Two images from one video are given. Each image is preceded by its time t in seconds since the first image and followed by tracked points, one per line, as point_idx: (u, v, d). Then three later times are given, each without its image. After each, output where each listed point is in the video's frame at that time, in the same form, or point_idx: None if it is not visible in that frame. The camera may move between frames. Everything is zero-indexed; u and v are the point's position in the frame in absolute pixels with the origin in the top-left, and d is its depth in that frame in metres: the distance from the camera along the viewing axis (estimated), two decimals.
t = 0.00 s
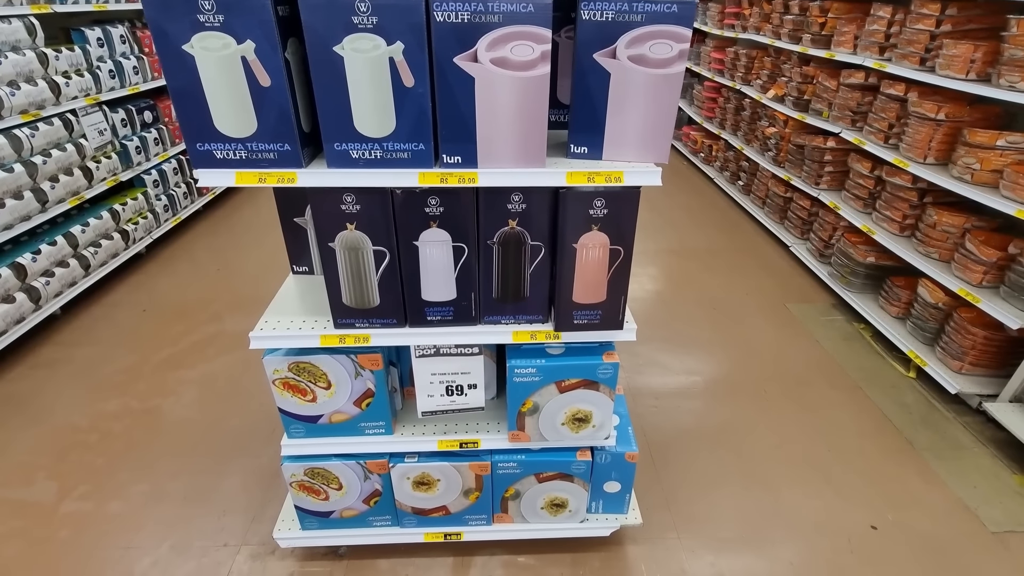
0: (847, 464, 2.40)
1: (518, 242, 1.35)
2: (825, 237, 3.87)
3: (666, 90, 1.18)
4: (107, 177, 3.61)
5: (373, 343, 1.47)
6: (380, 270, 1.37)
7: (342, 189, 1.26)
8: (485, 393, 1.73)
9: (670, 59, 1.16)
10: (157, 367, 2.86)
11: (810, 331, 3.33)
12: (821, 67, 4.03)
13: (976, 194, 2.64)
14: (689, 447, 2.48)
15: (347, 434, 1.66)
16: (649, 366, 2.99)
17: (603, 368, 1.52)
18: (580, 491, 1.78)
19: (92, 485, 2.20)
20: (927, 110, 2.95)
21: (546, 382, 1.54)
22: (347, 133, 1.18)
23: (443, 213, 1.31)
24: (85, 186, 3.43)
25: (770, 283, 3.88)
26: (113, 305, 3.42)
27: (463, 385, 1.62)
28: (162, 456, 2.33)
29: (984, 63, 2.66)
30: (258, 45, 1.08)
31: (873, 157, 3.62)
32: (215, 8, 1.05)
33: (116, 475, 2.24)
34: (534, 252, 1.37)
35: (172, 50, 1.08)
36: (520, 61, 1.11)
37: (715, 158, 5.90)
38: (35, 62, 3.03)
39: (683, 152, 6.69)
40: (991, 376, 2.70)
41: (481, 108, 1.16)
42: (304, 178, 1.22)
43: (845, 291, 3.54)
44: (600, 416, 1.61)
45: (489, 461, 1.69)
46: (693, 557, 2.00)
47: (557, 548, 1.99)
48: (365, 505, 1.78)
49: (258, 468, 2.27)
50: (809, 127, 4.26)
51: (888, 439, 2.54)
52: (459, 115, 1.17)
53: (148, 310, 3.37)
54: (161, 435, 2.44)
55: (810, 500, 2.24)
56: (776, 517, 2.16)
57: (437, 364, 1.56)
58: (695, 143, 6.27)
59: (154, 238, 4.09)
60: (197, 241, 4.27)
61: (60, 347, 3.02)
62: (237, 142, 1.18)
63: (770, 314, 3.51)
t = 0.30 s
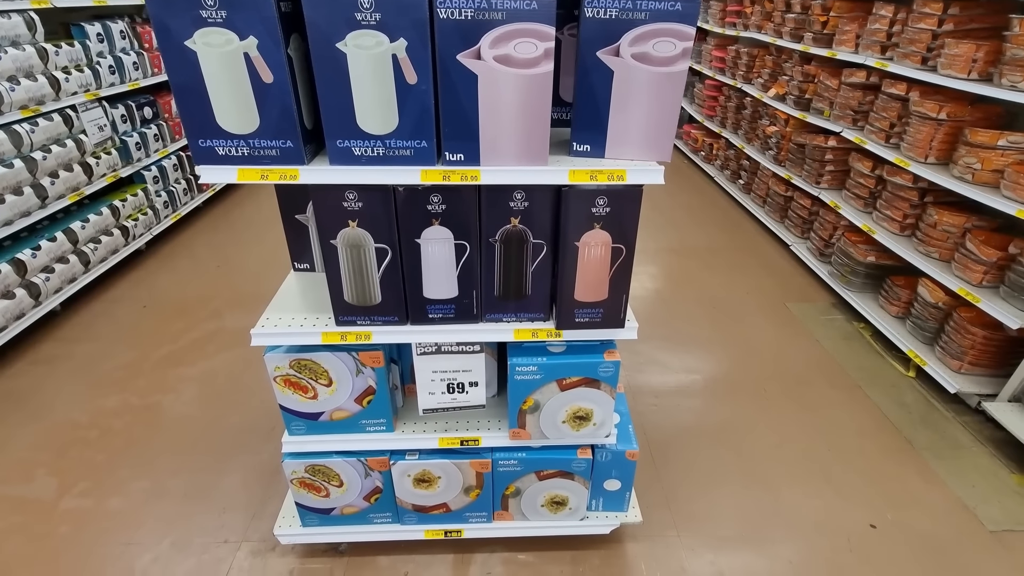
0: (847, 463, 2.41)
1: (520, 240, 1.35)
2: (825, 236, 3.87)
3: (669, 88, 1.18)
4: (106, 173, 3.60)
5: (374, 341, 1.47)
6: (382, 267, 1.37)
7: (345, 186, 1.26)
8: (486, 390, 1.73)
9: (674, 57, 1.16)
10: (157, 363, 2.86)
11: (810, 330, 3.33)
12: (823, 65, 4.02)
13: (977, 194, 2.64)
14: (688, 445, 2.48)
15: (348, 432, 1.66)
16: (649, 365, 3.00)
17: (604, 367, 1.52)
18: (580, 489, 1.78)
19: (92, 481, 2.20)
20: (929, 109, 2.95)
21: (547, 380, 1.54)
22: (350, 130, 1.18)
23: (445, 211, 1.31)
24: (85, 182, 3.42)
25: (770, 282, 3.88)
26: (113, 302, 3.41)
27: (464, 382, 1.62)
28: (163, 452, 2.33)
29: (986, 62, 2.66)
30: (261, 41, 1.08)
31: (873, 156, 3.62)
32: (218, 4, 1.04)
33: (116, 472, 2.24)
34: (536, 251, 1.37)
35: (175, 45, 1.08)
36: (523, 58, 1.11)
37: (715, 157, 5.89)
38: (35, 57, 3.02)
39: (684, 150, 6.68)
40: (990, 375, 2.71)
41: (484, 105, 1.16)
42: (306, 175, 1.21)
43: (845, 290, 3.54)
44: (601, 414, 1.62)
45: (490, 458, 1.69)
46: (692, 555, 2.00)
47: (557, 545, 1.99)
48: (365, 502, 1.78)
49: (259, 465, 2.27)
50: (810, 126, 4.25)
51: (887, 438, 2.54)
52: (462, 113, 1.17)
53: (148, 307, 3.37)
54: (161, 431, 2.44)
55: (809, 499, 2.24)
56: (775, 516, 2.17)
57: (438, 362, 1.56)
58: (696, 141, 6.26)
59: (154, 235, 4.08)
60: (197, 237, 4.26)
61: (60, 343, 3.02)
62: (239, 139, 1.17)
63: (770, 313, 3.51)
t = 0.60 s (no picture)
0: (846, 462, 2.41)
1: (522, 238, 1.35)
2: (825, 236, 3.87)
3: (672, 87, 1.18)
4: (106, 168, 3.59)
5: (375, 338, 1.47)
6: (383, 264, 1.36)
7: (346, 182, 1.26)
8: (487, 388, 1.73)
9: (677, 56, 1.16)
10: (156, 359, 2.85)
11: (809, 330, 3.34)
12: (824, 65, 4.02)
13: (978, 195, 2.64)
14: (687, 443, 2.49)
15: (348, 428, 1.66)
16: (648, 363, 3.00)
17: (605, 365, 1.52)
18: (580, 487, 1.78)
19: (92, 476, 2.20)
20: (930, 110, 2.95)
21: (548, 378, 1.54)
22: (352, 126, 1.18)
23: (447, 208, 1.31)
24: (85, 177, 3.42)
25: (770, 282, 3.89)
26: (113, 297, 3.41)
27: (464, 380, 1.62)
28: (163, 448, 2.33)
29: (988, 63, 2.66)
30: (263, 36, 1.07)
31: (874, 156, 3.62)
32: None
33: (115, 467, 2.24)
34: (538, 249, 1.37)
35: (176, 40, 1.07)
36: (526, 55, 1.11)
37: (716, 156, 5.89)
38: (35, 51, 3.01)
39: (685, 149, 6.68)
40: (989, 376, 2.71)
41: (487, 102, 1.16)
42: (308, 171, 1.21)
43: (845, 290, 3.54)
44: (601, 413, 1.62)
45: (490, 456, 1.69)
46: (691, 552, 2.01)
47: (557, 543, 1.99)
48: (365, 498, 1.78)
49: (259, 461, 2.27)
50: (812, 126, 4.25)
51: (885, 438, 2.55)
52: (465, 111, 1.17)
53: (148, 303, 3.36)
54: (161, 427, 2.44)
55: (807, 498, 2.24)
56: (774, 514, 2.17)
57: (439, 359, 1.56)
58: (697, 140, 6.26)
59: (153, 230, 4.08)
60: (197, 233, 4.26)
61: (59, 338, 3.02)
62: (241, 135, 1.17)
63: (769, 312, 3.51)
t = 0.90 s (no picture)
0: (850, 462, 2.39)
1: (526, 232, 1.33)
2: (830, 234, 3.83)
3: (683, 77, 1.14)
4: (105, 159, 3.55)
5: (376, 332, 1.44)
6: (385, 257, 1.33)
7: (347, 172, 1.23)
8: (489, 384, 1.70)
9: (689, 45, 1.12)
10: (155, 351, 2.83)
11: (813, 328, 3.31)
12: (831, 61, 3.98)
13: (986, 192, 2.61)
14: (690, 441, 2.47)
15: (348, 424, 1.64)
16: (651, 360, 2.97)
17: (610, 362, 1.50)
18: (582, 485, 1.76)
19: (89, 469, 2.18)
20: (939, 106, 2.91)
21: (552, 375, 1.51)
22: (353, 115, 1.15)
23: (450, 200, 1.28)
24: (83, 167, 3.38)
25: (774, 279, 3.86)
26: (111, 289, 3.38)
27: (466, 376, 1.59)
28: (160, 441, 2.31)
29: (999, 59, 2.61)
30: (263, 20, 1.04)
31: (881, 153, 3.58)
32: None
33: (112, 460, 2.22)
34: (542, 243, 1.34)
35: (173, 24, 1.04)
36: (534, 43, 1.07)
37: (720, 152, 5.85)
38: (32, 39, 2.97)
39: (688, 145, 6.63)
40: (994, 375, 2.69)
41: (492, 91, 1.12)
42: (308, 161, 1.18)
43: (850, 288, 3.51)
44: (605, 410, 1.59)
45: (492, 453, 1.67)
46: (694, 551, 1.99)
47: (558, 541, 1.97)
48: (365, 495, 1.76)
49: (257, 455, 2.25)
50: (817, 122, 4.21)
51: (890, 437, 2.52)
52: (470, 100, 1.14)
53: (147, 295, 3.34)
54: (158, 420, 2.41)
55: (811, 497, 2.22)
56: (777, 513, 2.15)
57: (441, 355, 1.53)
58: (701, 136, 6.21)
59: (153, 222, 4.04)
60: (196, 225, 4.23)
61: (57, 330, 2.99)
62: (240, 123, 1.14)
63: (773, 309, 3.49)
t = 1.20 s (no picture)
0: (857, 450, 2.35)
1: (533, 212, 1.26)
2: (840, 217, 3.75)
3: (702, 46, 1.06)
4: (98, 136, 3.46)
5: (374, 317, 1.39)
6: (383, 239, 1.27)
7: (343, 148, 1.15)
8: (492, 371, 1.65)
9: (710, 12, 1.04)
10: (151, 333, 2.78)
11: (821, 313, 3.25)
12: (846, 38, 3.84)
13: (1005, 175, 2.52)
14: (695, 428, 2.43)
15: (347, 411, 1.60)
16: (655, 345, 2.92)
17: (617, 350, 1.44)
18: (587, 474, 1.72)
19: (85, 453, 2.15)
20: (959, 85, 2.80)
21: (557, 362, 1.46)
22: (349, 87, 1.07)
23: (453, 179, 1.20)
24: (75, 144, 3.29)
25: (781, 263, 3.79)
26: (107, 269, 3.32)
27: (468, 362, 1.54)
28: (157, 425, 2.28)
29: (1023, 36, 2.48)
30: None
31: (895, 134, 3.48)
32: None
33: (109, 444, 2.19)
34: (549, 225, 1.27)
35: None
36: (542, 8, 1.00)
37: (727, 133, 5.72)
38: (18, 9, 2.86)
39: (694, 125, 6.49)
40: (1006, 363, 2.64)
41: (497, 61, 1.05)
42: (301, 136, 1.11)
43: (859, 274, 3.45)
44: (611, 398, 1.55)
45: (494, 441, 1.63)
46: (698, 540, 1.96)
47: (560, 528, 1.94)
48: (364, 482, 1.73)
49: (256, 440, 2.22)
50: (830, 102, 4.08)
51: (898, 426, 2.48)
52: (474, 71, 1.06)
53: (143, 275, 3.28)
54: (155, 403, 2.38)
55: (817, 486, 2.19)
56: (783, 502, 2.12)
57: (442, 341, 1.48)
58: (708, 116, 6.07)
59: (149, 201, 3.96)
60: (193, 205, 4.14)
61: (52, 311, 2.94)
62: (227, 93, 1.07)
63: (780, 294, 3.42)
